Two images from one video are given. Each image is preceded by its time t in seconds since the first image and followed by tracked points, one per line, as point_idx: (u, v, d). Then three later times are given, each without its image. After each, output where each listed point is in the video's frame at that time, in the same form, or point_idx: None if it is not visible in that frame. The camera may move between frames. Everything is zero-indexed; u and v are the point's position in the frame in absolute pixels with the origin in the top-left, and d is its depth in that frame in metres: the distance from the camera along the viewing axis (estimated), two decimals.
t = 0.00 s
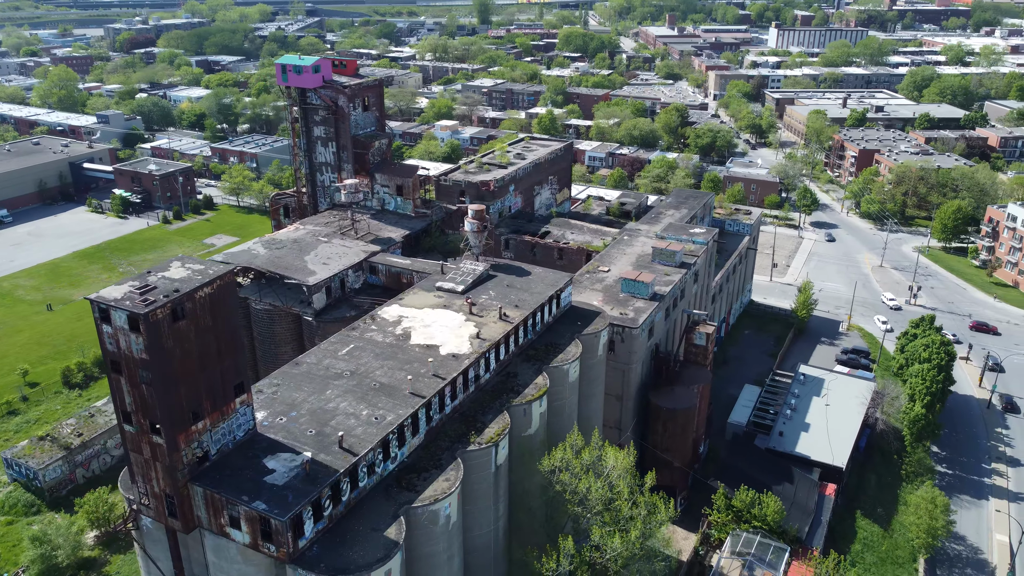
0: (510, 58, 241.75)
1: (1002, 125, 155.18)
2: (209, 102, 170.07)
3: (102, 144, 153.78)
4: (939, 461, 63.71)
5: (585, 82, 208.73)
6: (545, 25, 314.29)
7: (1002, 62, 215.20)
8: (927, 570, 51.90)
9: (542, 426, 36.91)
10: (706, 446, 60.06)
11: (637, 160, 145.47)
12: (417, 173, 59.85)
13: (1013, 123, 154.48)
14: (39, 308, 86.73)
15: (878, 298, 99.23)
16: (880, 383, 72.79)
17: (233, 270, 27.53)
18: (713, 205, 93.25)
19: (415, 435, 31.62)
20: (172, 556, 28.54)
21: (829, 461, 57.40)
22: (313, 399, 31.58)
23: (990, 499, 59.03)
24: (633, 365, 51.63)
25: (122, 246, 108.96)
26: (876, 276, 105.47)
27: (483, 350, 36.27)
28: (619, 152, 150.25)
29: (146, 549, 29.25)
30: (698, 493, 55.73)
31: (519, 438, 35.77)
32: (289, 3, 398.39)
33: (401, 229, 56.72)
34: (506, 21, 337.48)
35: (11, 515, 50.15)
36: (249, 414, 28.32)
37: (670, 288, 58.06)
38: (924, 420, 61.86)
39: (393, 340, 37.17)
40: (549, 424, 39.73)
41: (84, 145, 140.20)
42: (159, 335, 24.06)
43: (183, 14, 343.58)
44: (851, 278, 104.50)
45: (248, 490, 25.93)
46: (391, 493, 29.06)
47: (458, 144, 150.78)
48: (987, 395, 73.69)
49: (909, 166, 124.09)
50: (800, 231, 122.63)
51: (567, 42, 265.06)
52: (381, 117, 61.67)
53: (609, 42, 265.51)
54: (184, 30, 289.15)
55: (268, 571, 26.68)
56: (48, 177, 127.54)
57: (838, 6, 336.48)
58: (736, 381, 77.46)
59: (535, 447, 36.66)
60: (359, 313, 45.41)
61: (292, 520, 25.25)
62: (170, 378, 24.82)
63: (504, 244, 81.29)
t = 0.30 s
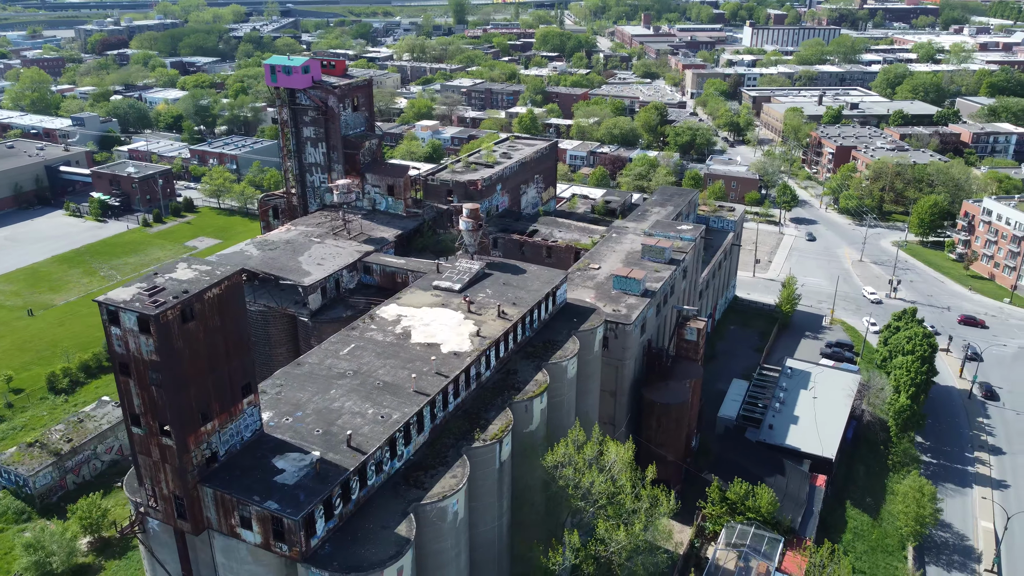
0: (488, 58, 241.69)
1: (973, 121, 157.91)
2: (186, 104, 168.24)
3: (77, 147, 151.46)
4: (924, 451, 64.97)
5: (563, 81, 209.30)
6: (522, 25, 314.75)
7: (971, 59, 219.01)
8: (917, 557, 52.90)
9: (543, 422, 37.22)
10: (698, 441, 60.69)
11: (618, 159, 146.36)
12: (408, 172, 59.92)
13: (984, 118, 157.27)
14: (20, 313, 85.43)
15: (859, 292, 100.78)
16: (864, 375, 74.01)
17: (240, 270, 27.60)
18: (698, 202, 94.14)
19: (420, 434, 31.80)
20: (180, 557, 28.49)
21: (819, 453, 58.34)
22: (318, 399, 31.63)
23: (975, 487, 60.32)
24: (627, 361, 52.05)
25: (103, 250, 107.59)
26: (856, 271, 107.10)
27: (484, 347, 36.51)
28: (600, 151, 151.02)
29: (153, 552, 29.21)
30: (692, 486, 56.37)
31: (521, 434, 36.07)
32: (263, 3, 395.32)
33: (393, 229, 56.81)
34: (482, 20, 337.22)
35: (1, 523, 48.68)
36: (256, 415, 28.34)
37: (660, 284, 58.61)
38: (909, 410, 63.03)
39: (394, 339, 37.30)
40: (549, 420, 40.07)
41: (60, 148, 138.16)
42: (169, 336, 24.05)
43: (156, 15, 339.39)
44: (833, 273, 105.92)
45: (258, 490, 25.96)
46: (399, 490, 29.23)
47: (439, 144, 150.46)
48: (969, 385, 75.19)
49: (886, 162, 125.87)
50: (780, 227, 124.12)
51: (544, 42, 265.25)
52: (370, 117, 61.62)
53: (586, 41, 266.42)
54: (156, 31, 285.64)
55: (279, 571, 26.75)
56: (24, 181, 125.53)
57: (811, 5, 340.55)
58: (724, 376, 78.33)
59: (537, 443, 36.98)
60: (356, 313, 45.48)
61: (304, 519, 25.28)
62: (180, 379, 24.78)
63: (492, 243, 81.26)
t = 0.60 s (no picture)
0: (465, 57, 241.54)
1: (945, 117, 160.78)
2: (161, 105, 166.11)
3: (51, 149, 148.82)
4: (908, 441, 66.21)
5: (541, 81, 209.68)
6: (498, 24, 314.91)
7: (941, 56, 223.06)
8: (905, 545, 53.94)
9: (544, 417, 37.56)
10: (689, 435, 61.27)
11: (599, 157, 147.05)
12: (398, 172, 59.95)
13: (955, 114, 160.14)
14: None
15: (840, 286, 102.34)
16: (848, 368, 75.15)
17: (245, 271, 27.58)
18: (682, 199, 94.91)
19: (424, 431, 31.98)
20: (188, 559, 28.41)
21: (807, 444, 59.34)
22: (322, 399, 31.67)
23: (959, 475, 61.61)
24: (620, 357, 52.38)
25: (82, 254, 106.10)
26: (836, 265, 108.72)
27: (484, 345, 36.73)
28: (581, 149, 151.70)
29: (160, 554, 29.09)
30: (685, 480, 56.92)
31: (523, 430, 36.39)
32: (236, 4, 391.55)
33: (384, 229, 56.84)
34: (457, 20, 336.67)
35: None
36: (262, 415, 28.33)
37: (650, 281, 59.14)
38: (894, 401, 64.20)
39: (393, 338, 37.42)
40: (548, 416, 40.42)
41: (34, 151, 135.91)
42: (179, 338, 24.02)
43: (126, 16, 334.65)
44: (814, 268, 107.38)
45: (268, 490, 25.99)
46: (406, 488, 29.41)
47: (419, 144, 150.07)
48: (950, 375, 76.69)
49: (862, 158, 127.78)
50: (760, 223, 125.57)
51: (520, 41, 265.58)
52: (359, 117, 61.54)
53: (562, 40, 267.15)
54: (127, 32, 281.83)
55: (288, 571, 26.76)
56: None
57: (782, 3, 344.36)
58: (711, 370, 79.16)
59: (537, 439, 37.34)
60: (352, 313, 45.49)
61: (316, 518, 25.36)
62: (190, 379, 24.78)
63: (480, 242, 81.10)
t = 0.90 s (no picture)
0: (441, 57, 241.08)
1: (915, 113, 163.69)
2: (135, 107, 163.61)
3: (22, 152, 146.36)
4: (891, 431, 67.45)
5: (518, 80, 209.89)
6: (472, 24, 314.72)
7: (910, 54, 227.14)
8: (892, 533, 55.02)
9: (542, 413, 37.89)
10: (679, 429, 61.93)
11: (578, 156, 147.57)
12: (387, 172, 59.97)
13: (925, 110, 163.09)
14: None
15: (819, 281, 103.89)
16: (831, 360, 76.43)
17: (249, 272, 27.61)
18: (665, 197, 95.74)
19: (427, 428, 32.14)
20: (194, 561, 28.35)
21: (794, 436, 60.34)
22: (324, 399, 31.72)
23: (942, 463, 62.91)
24: (611, 352, 52.75)
25: (58, 259, 104.44)
26: (815, 260, 110.33)
27: (483, 342, 36.94)
28: (560, 148, 152.18)
29: (165, 556, 28.99)
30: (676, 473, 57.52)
31: (523, 426, 36.70)
32: (206, 5, 386.90)
33: (374, 229, 56.86)
34: (431, 20, 335.73)
35: None
36: (267, 415, 28.34)
37: (639, 277, 59.73)
38: (877, 393, 65.38)
39: (392, 337, 37.53)
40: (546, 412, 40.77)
41: (6, 155, 133.44)
42: (187, 339, 24.01)
43: (94, 17, 328.94)
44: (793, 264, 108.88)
45: (277, 490, 26.03)
46: (412, 485, 29.57)
47: (398, 145, 149.71)
48: (930, 366, 78.24)
49: (838, 155, 129.77)
50: (739, 220, 126.98)
51: (495, 41, 265.55)
52: (346, 117, 61.40)
53: (536, 40, 267.64)
54: (96, 33, 277.32)
55: (297, 570, 26.83)
56: None
57: (753, 2, 348.13)
58: (696, 365, 80.02)
59: (537, 434, 37.69)
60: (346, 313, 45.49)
61: (326, 517, 25.42)
62: (198, 380, 24.77)
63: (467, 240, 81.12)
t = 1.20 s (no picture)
0: (416, 57, 240.41)
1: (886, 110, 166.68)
2: (108, 110, 160.88)
3: None
4: (875, 422, 68.68)
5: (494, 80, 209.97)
6: (445, 24, 314.15)
7: (879, 52, 231.14)
8: (878, 521, 56.07)
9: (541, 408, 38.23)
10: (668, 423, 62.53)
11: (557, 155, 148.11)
12: (376, 172, 60.03)
13: (896, 107, 166.13)
14: None
15: (799, 276, 105.36)
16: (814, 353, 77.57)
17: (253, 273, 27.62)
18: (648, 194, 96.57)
19: (430, 426, 32.32)
20: (201, 563, 28.28)
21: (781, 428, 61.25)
22: (326, 398, 31.76)
23: (925, 452, 64.21)
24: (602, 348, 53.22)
25: (35, 264, 102.64)
26: (794, 255, 111.86)
27: (481, 339, 37.19)
28: (539, 147, 152.57)
29: (173, 560, 28.89)
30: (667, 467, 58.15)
31: (522, 422, 37.01)
32: (174, 6, 381.62)
33: (363, 229, 56.85)
34: (404, 20, 334.69)
35: None
36: (273, 416, 28.36)
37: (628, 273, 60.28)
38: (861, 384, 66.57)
39: (390, 336, 37.64)
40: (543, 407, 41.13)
41: None
42: (195, 339, 24.02)
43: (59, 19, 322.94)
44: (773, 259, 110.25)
45: (286, 489, 26.07)
46: (417, 482, 29.73)
47: (377, 145, 149.22)
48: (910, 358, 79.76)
49: (813, 151, 131.79)
50: (718, 217, 128.33)
51: (470, 41, 265.28)
52: (333, 117, 61.27)
53: (510, 40, 267.74)
54: (63, 35, 272.25)
55: (305, 570, 26.83)
56: None
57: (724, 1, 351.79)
58: (682, 360, 80.85)
59: (536, 430, 38.04)
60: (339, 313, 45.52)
61: (336, 516, 25.50)
62: (206, 381, 24.77)
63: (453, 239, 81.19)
